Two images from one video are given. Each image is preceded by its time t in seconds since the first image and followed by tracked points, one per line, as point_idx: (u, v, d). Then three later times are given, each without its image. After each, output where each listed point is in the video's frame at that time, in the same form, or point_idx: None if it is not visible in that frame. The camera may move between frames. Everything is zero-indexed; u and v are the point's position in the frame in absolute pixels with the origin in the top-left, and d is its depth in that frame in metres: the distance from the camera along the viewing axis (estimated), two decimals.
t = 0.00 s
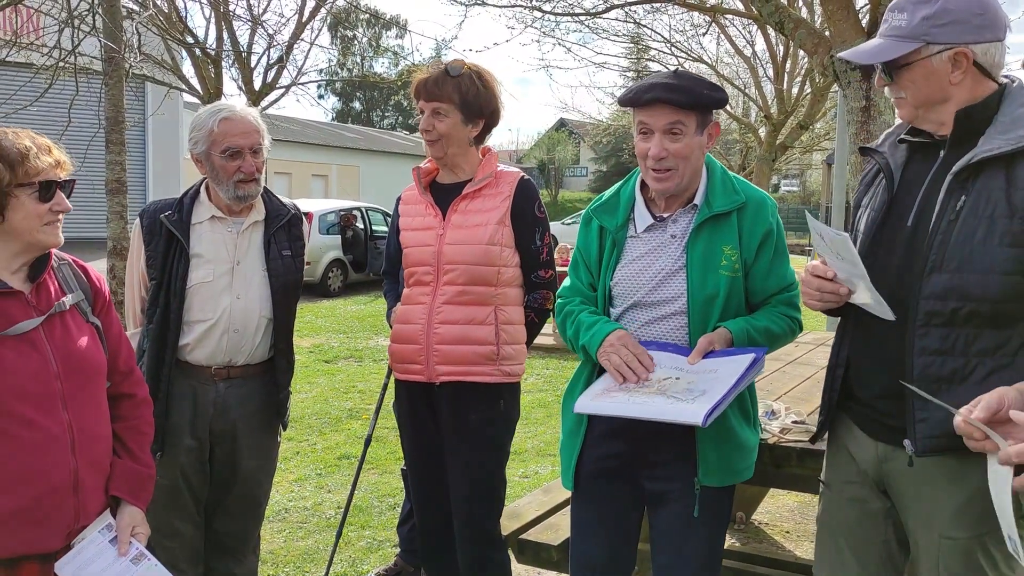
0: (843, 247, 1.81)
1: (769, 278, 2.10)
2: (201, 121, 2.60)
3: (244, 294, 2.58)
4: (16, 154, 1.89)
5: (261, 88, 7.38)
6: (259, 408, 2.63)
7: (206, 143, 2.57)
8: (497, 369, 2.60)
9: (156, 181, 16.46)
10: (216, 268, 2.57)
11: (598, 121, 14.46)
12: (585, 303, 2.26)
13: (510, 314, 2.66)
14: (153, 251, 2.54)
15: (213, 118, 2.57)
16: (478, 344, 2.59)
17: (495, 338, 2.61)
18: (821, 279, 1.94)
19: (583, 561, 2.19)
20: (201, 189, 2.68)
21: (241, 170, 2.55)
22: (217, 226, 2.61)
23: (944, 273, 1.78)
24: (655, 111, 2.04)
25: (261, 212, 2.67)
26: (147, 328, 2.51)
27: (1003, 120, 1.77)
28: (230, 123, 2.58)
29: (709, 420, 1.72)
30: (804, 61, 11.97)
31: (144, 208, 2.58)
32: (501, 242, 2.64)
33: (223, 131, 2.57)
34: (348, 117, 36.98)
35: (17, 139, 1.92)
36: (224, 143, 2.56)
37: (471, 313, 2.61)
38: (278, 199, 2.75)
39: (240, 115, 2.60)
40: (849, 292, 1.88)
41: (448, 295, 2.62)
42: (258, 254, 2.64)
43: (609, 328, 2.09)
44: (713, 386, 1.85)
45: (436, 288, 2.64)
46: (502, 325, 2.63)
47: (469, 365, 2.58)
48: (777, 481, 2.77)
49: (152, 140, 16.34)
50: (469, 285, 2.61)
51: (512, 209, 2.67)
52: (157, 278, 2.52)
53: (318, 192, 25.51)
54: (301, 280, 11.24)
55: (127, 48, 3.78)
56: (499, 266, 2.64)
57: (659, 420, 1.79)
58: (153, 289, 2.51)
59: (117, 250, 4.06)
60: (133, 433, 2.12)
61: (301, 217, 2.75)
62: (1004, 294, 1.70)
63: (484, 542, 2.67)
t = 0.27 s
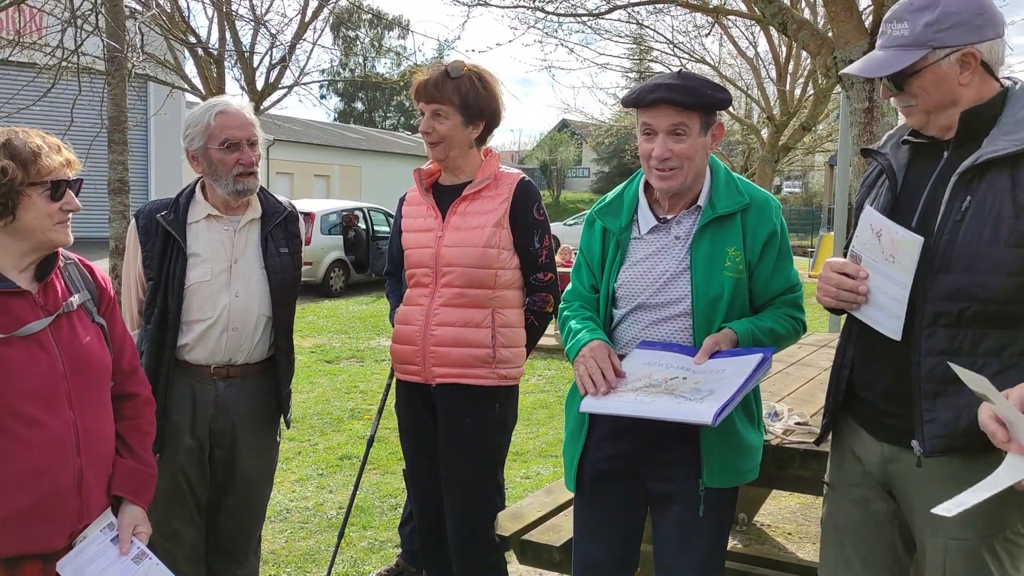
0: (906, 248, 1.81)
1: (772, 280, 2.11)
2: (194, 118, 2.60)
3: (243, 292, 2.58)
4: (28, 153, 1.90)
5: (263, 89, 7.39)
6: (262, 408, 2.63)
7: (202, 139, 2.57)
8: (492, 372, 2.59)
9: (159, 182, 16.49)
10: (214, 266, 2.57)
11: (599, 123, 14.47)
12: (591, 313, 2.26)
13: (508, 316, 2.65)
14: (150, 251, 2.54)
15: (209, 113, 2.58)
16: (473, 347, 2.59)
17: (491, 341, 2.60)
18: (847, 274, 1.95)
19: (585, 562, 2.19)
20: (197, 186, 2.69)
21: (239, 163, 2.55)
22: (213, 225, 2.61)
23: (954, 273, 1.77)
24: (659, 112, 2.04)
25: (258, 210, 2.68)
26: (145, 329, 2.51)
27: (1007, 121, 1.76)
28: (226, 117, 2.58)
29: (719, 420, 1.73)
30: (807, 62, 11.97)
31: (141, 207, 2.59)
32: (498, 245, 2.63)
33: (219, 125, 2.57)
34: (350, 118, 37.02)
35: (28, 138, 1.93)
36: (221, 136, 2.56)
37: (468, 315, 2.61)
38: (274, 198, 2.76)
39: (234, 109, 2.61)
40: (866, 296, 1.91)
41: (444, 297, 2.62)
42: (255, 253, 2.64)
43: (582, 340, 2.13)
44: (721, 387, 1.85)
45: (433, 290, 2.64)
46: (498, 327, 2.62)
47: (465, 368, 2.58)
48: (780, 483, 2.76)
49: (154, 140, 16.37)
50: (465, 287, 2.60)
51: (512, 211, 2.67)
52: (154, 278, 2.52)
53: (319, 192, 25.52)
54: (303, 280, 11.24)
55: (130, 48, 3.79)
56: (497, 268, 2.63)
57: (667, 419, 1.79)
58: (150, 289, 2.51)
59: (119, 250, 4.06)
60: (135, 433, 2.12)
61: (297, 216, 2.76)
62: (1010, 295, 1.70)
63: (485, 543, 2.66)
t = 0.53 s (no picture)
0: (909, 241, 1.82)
1: (773, 282, 2.11)
2: (174, 118, 2.59)
3: (229, 292, 2.58)
4: (34, 153, 1.91)
5: (265, 89, 7.39)
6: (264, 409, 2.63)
7: (184, 137, 2.56)
8: (494, 373, 2.59)
9: (160, 182, 16.50)
10: (199, 267, 2.57)
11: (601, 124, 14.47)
12: (591, 315, 2.26)
13: (509, 317, 2.66)
14: (133, 253, 2.54)
15: (189, 112, 2.58)
16: (475, 347, 2.59)
17: (493, 342, 2.60)
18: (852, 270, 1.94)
19: (588, 563, 2.19)
20: (180, 187, 2.68)
21: (224, 160, 2.56)
22: (197, 226, 2.61)
23: (965, 274, 1.77)
24: (658, 112, 2.03)
25: (242, 209, 2.68)
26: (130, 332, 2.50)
27: (1012, 121, 1.76)
28: (208, 115, 2.58)
29: (715, 420, 1.73)
30: (809, 64, 11.97)
31: (124, 211, 2.59)
32: (501, 246, 2.63)
33: (202, 122, 2.57)
34: (351, 119, 37.04)
35: (33, 138, 1.94)
36: (204, 133, 2.56)
37: (470, 316, 2.61)
38: (257, 198, 2.77)
39: (216, 108, 2.61)
40: (874, 291, 1.90)
41: (446, 298, 2.62)
42: (240, 252, 2.64)
43: (578, 346, 2.13)
44: (718, 387, 1.85)
45: (434, 291, 2.64)
46: (500, 328, 2.63)
47: (467, 369, 2.58)
48: (782, 485, 2.76)
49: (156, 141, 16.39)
50: (467, 288, 2.60)
51: (514, 212, 2.67)
52: (138, 281, 2.51)
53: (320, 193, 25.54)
54: (304, 281, 11.25)
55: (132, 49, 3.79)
56: (499, 269, 2.63)
57: (664, 418, 1.79)
58: (135, 292, 2.51)
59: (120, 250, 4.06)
60: (134, 433, 2.12)
61: (281, 215, 2.76)
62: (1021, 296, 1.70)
63: (485, 544, 2.66)
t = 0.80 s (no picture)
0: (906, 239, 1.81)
1: (775, 285, 2.11)
2: (163, 119, 2.58)
3: (222, 295, 2.58)
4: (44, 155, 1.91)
5: (268, 90, 7.41)
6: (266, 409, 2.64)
7: (174, 138, 2.55)
8: (497, 373, 2.60)
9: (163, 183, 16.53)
10: (190, 271, 2.56)
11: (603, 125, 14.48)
12: (590, 316, 2.26)
13: (512, 318, 2.66)
14: (124, 258, 2.52)
15: (178, 113, 2.57)
16: (478, 348, 2.59)
17: (496, 342, 2.61)
18: (853, 271, 1.93)
19: (589, 564, 2.18)
20: (165, 189, 2.66)
21: (215, 160, 2.56)
22: (187, 229, 2.60)
23: (973, 274, 1.77)
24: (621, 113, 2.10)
25: (230, 210, 2.68)
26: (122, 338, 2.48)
27: (1015, 122, 1.77)
28: (197, 115, 2.58)
29: (709, 425, 1.73)
30: (812, 66, 11.96)
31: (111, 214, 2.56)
32: (504, 247, 2.63)
33: (191, 123, 2.56)
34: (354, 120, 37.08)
35: (43, 139, 1.94)
36: (195, 133, 2.56)
37: (474, 316, 2.61)
38: (245, 198, 2.77)
39: (205, 108, 2.61)
40: (878, 289, 1.90)
41: (449, 298, 2.62)
42: (230, 254, 2.64)
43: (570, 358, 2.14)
44: (713, 391, 1.86)
45: (437, 291, 2.64)
46: (503, 328, 2.63)
47: (470, 369, 2.58)
48: (785, 486, 2.76)
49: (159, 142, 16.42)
50: (470, 288, 2.60)
51: (517, 213, 2.67)
52: (130, 285, 2.50)
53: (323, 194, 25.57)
54: (307, 282, 11.26)
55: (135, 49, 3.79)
56: (502, 270, 2.63)
57: (658, 423, 1.79)
58: (126, 298, 2.49)
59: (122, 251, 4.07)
60: (133, 431, 2.12)
61: (268, 216, 2.77)
62: None
63: (487, 545, 2.66)
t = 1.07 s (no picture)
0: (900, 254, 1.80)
1: (774, 285, 2.10)
2: (170, 118, 2.59)
3: (230, 296, 2.59)
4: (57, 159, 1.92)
5: (274, 92, 7.42)
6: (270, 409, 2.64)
7: (182, 137, 2.56)
8: (503, 374, 2.59)
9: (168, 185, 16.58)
10: (198, 273, 2.57)
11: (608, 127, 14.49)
12: (594, 321, 2.26)
13: (517, 319, 2.66)
14: (131, 259, 2.52)
15: (185, 112, 2.58)
16: (484, 348, 2.59)
17: (502, 344, 2.60)
18: (853, 279, 1.94)
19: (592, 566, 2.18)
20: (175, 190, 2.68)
21: (224, 160, 2.57)
22: (195, 230, 2.61)
23: (979, 275, 1.76)
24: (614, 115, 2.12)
25: (238, 210, 2.69)
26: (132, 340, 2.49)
27: (1020, 122, 1.77)
28: (205, 114, 2.59)
29: (688, 418, 1.72)
30: (818, 67, 11.94)
31: (119, 215, 2.58)
32: (509, 248, 2.64)
33: (199, 121, 2.57)
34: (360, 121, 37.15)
35: (55, 144, 1.95)
36: (203, 132, 2.57)
37: (479, 317, 2.61)
38: (253, 197, 2.77)
39: (211, 107, 2.62)
40: (879, 296, 1.91)
41: (455, 299, 2.62)
42: (238, 255, 2.64)
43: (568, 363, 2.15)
44: (697, 385, 1.84)
45: (442, 292, 2.65)
46: (509, 329, 2.63)
47: (475, 370, 2.58)
48: (789, 489, 2.75)
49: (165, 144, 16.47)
50: (475, 289, 2.61)
51: (522, 214, 2.67)
52: (137, 287, 2.50)
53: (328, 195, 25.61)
54: (312, 283, 11.28)
55: (140, 51, 3.80)
56: (507, 271, 2.63)
57: (641, 418, 1.80)
58: (134, 299, 2.50)
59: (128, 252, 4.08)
60: (137, 430, 2.13)
61: (277, 216, 2.76)
62: None
63: (492, 547, 2.66)
